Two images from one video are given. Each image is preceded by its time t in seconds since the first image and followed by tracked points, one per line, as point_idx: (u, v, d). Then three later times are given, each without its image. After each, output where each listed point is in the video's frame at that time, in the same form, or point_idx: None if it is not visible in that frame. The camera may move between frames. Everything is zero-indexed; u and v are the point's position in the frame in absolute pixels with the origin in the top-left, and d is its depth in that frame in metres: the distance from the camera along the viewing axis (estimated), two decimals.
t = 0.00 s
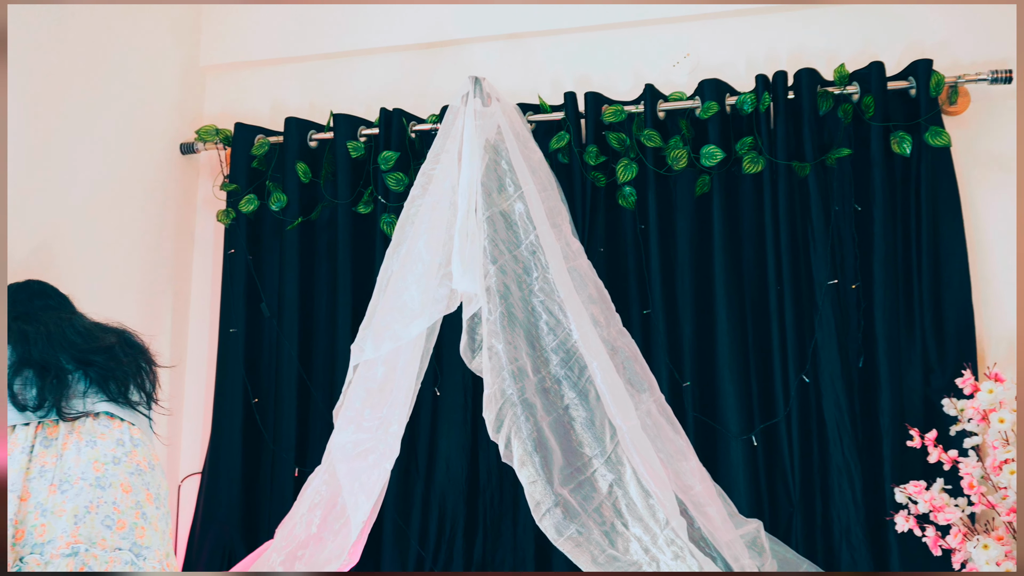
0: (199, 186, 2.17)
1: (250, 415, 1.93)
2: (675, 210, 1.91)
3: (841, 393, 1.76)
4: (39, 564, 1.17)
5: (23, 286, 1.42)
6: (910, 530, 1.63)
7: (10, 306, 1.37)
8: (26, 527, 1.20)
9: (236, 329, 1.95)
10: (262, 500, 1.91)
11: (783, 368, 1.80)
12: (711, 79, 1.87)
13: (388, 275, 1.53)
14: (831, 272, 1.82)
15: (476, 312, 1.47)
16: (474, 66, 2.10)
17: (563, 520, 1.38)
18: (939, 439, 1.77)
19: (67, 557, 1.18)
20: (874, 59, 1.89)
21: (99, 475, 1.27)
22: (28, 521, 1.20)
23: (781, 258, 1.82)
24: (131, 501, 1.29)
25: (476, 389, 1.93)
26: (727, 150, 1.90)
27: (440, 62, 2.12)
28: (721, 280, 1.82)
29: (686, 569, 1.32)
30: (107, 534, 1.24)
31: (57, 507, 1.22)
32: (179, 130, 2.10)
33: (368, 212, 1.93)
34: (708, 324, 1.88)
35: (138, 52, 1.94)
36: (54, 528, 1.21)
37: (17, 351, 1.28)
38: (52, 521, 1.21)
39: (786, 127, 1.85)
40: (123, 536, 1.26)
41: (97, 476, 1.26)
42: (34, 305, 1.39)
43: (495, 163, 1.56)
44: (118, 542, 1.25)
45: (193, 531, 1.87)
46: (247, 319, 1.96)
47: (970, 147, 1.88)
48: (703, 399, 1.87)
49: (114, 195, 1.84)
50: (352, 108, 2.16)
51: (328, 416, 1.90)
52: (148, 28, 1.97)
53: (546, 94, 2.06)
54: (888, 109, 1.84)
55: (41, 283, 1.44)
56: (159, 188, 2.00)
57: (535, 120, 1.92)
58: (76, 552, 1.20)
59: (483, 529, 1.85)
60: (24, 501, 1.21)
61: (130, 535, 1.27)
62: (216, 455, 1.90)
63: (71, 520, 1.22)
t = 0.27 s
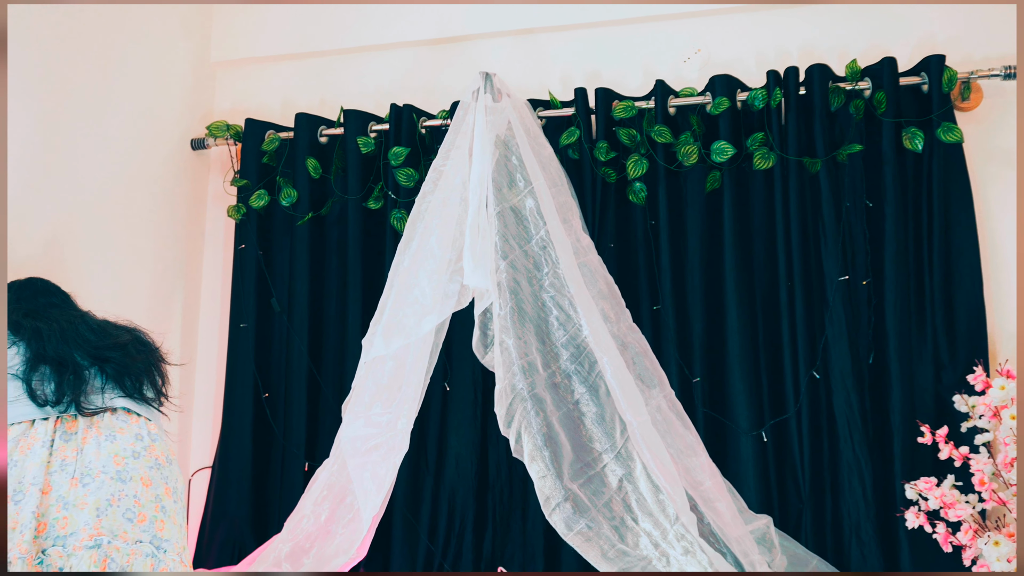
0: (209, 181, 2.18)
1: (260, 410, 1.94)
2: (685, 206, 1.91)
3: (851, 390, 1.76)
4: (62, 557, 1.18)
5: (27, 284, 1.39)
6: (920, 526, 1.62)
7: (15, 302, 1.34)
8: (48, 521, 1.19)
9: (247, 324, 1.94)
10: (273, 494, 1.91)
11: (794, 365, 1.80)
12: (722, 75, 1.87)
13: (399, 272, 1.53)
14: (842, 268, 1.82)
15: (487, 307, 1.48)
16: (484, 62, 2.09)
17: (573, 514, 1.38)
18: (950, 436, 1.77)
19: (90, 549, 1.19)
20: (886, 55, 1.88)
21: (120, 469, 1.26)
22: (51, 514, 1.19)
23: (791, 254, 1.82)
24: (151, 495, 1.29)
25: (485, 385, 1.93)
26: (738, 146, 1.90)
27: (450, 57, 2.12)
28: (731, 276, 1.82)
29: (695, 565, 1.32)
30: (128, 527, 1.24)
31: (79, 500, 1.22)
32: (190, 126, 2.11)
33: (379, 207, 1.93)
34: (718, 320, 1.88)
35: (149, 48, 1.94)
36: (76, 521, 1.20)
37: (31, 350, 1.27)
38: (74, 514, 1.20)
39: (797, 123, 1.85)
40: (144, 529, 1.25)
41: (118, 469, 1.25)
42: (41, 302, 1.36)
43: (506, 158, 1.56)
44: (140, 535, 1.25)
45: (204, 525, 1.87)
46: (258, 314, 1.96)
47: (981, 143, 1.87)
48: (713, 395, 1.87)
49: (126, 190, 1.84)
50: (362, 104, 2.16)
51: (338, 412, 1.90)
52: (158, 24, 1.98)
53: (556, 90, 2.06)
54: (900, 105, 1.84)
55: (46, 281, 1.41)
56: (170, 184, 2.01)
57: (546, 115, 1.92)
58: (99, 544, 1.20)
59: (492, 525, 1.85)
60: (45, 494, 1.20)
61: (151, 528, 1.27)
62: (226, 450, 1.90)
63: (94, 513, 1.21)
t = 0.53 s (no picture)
0: (217, 180, 2.18)
1: (269, 408, 1.94)
2: (692, 205, 1.91)
3: (859, 387, 1.76)
4: (71, 554, 1.15)
5: (34, 285, 1.37)
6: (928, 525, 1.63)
7: (22, 304, 1.32)
8: (57, 517, 1.17)
9: (255, 323, 1.95)
10: (281, 492, 1.92)
11: (802, 363, 1.79)
12: (730, 72, 1.87)
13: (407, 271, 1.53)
14: (850, 266, 1.82)
15: (496, 306, 1.48)
16: (492, 60, 2.09)
17: (581, 513, 1.39)
18: (959, 435, 1.76)
19: (99, 545, 1.17)
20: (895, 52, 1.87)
21: (129, 466, 1.24)
22: (60, 510, 1.17)
23: (800, 252, 1.82)
24: (159, 492, 1.27)
25: (493, 383, 1.93)
26: (746, 143, 1.90)
27: (457, 55, 2.12)
28: (740, 275, 1.82)
29: (703, 563, 1.32)
30: (136, 524, 1.22)
31: (88, 497, 1.20)
32: (198, 124, 2.11)
33: (387, 206, 1.93)
34: (726, 319, 1.88)
35: (158, 47, 1.95)
36: (85, 518, 1.18)
37: (41, 350, 1.25)
38: (83, 510, 1.19)
39: (805, 120, 1.84)
40: (152, 526, 1.23)
41: (127, 466, 1.24)
42: (48, 304, 1.34)
43: (514, 157, 1.56)
44: (148, 531, 1.23)
45: (213, 523, 1.88)
46: (266, 312, 1.96)
47: (991, 141, 1.86)
48: (721, 394, 1.87)
49: (135, 189, 1.85)
50: (370, 102, 2.16)
51: (346, 410, 1.91)
52: (167, 23, 1.98)
53: (564, 88, 2.05)
54: (909, 102, 1.83)
55: (51, 283, 1.39)
56: (178, 182, 2.01)
57: (553, 114, 1.92)
58: (108, 541, 1.18)
59: (500, 523, 1.86)
60: (54, 491, 1.18)
61: (159, 525, 1.25)
62: (234, 448, 1.91)
63: (102, 510, 1.19)
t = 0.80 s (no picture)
0: (217, 179, 2.18)
1: (269, 408, 1.94)
2: (692, 205, 1.91)
3: (859, 387, 1.76)
4: (71, 550, 1.14)
5: (36, 284, 1.37)
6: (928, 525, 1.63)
7: (24, 304, 1.32)
8: (57, 513, 1.16)
9: (256, 322, 1.95)
10: (281, 491, 1.92)
11: (802, 362, 1.79)
12: (730, 72, 1.87)
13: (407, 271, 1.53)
14: (851, 266, 1.82)
15: (496, 306, 1.48)
16: (492, 59, 2.09)
17: (581, 513, 1.39)
18: (958, 435, 1.76)
19: (99, 541, 1.15)
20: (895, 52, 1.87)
21: (129, 463, 1.22)
22: (61, 506, 1.16)
23: (800, 252, 1.82)
24: (159, 489, 1.25)
25: (493, 383, 1.93)
26: (746, 143, 1.90)
27: (458, 55, 2.12)
28: (740, 275, 1.82)
29: (703, 563, 1.32)
30: (136, 520, 1.20)
31: (89, 493, 1.18)
32: (199, 124, 2.11)
33: (387, 206, 1.93)
34: (726, 318, 1.88)
35: (158, 47, 1.95)
36: (86, 513, 1.17)
37: (43, 348, 1.24)
38: (84, 506, 1.17)
39: (805, 120, 1.84)
40: (152, 522, 1.21)
41: (127, 463, 1.22)
42: (48, 304, 1.34)
43: (514, 156, 1.56)
44: (148, 528, 1.21)
45: (212, 522, 1.88)
46: (266, 312, 1.96)
47: (991, 141, 1.86)
48: (721, 394, 1.87)
49: (135, 189, 1.85)
50: (370, 102, 2.16)
51: (346, 410, 1.90)
52: (168, 22, 1.98)
53: (564, 88, 2.06)
54: (909, 102, 1.83)
55: (53, 282, 1.39)
56: (178, 182, 2.01)
57: (553, 113, 1.92)
58: (109, 537, 1.16)
59: (500, 523, 1.86)
60: (55, 487, 1.17)
61: (159, 522, 1.23)
62: (234, 447, 1.91)
63: (103, 506, 1.17)
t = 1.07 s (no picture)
0: (215, 178, 2.18)
1: (266, 406, 1.94)
2: (690, 203, 1.91)
3: (856, 385, 1.76)
4: (69, 546, 1.18)
5: (28, 287, 1.38)
6: (924, 522, 1.63)
7: (17, 306, 1.33)
8: (54, 510, 1.19)
9: (253, 321, 1.95)
10: (278, 490, 1.92)
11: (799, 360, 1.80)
12: (727, 70, 1.87)
13: (404, 269, 1.53)
14: (848, 264, 1.82)
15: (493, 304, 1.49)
16: (489, 57, 2.09)
17: (578, 511, 1.39)
18: (955, 432, 1.76)
19: (97, 537, 1.20)
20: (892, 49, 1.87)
21: (126, 460, 1.27)
22: (58, 503, 1.19)
23: (797, 249, 1.81)
24: (155, 486, 1.30)
25: (490, 381, 1.92)
26: (743, 141, 1.90)
27: (455, 54, 2.12)
28: (737, 273, 1.82)
29: (701, 561, 1.33)
30: (134, 517, 1.24)
31: (85, 490, 1.22)
32: (196, 122, 2.11)
33: (384, 204, 1.93)
34: (724, 316, 1.88)
35: (155, 46, 1.95)
36: (83, 510, 1.21)
37: (36, 348, 1.26)
38: (81, 503, 1.21)
39: (802, 118, 1.84)
40: (149, 518, 1.26)
41: (124, 460, 1.27)
42: (41, 305, 1.35)
43: (511, 154, 1.56)
44: (145, 524, 1.25)
45: (210, 521, 1.88)
46: (263, 311, 1.96)
47: (987, 138, 1.86)
48: (718, 392, 1.87)
49: (132, 188, 1.85)
50: (367, 100, 2.16)
51: (343, 409, 1.90)
52: (164, 21, 1.98)
53: (561, 86, 2.05)
54: (906, 99, 1.83)
55: (47, 285, 1.40)
56: (175, 181, 2.01)
57: (550, 111, 1.91)
58: (107, 533, 1.20)
59: (497, 522, 1.86)
60: (52, 484, 1.20)
61: (155, 518, 1.28)
62: (232, 445, 1.91)
63: (100, 502, 1.21)
